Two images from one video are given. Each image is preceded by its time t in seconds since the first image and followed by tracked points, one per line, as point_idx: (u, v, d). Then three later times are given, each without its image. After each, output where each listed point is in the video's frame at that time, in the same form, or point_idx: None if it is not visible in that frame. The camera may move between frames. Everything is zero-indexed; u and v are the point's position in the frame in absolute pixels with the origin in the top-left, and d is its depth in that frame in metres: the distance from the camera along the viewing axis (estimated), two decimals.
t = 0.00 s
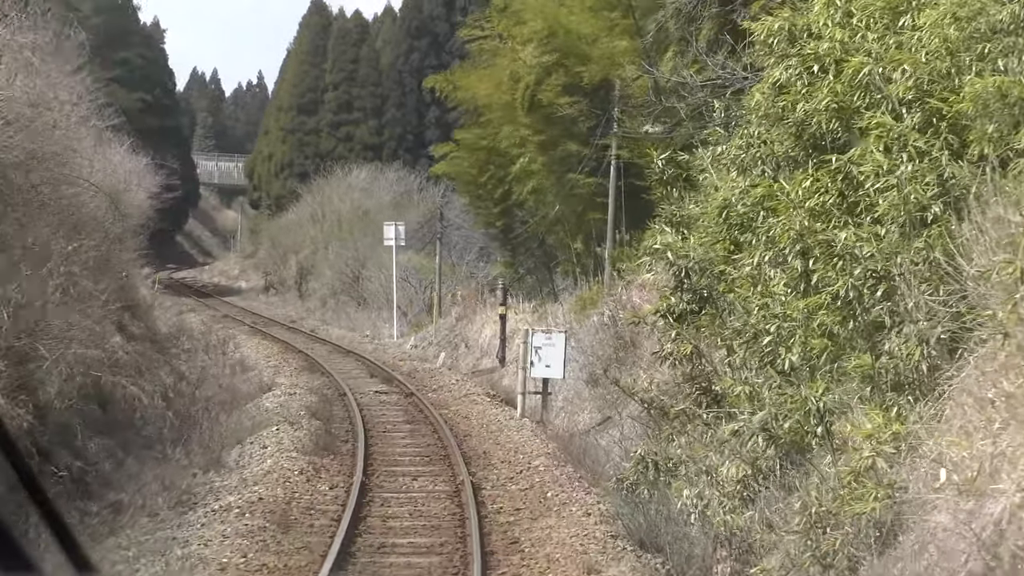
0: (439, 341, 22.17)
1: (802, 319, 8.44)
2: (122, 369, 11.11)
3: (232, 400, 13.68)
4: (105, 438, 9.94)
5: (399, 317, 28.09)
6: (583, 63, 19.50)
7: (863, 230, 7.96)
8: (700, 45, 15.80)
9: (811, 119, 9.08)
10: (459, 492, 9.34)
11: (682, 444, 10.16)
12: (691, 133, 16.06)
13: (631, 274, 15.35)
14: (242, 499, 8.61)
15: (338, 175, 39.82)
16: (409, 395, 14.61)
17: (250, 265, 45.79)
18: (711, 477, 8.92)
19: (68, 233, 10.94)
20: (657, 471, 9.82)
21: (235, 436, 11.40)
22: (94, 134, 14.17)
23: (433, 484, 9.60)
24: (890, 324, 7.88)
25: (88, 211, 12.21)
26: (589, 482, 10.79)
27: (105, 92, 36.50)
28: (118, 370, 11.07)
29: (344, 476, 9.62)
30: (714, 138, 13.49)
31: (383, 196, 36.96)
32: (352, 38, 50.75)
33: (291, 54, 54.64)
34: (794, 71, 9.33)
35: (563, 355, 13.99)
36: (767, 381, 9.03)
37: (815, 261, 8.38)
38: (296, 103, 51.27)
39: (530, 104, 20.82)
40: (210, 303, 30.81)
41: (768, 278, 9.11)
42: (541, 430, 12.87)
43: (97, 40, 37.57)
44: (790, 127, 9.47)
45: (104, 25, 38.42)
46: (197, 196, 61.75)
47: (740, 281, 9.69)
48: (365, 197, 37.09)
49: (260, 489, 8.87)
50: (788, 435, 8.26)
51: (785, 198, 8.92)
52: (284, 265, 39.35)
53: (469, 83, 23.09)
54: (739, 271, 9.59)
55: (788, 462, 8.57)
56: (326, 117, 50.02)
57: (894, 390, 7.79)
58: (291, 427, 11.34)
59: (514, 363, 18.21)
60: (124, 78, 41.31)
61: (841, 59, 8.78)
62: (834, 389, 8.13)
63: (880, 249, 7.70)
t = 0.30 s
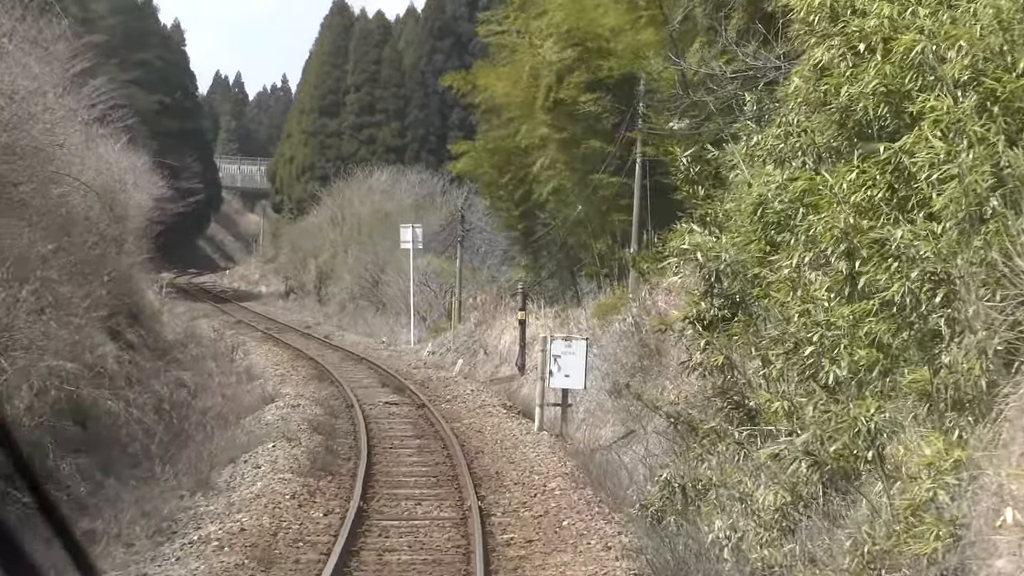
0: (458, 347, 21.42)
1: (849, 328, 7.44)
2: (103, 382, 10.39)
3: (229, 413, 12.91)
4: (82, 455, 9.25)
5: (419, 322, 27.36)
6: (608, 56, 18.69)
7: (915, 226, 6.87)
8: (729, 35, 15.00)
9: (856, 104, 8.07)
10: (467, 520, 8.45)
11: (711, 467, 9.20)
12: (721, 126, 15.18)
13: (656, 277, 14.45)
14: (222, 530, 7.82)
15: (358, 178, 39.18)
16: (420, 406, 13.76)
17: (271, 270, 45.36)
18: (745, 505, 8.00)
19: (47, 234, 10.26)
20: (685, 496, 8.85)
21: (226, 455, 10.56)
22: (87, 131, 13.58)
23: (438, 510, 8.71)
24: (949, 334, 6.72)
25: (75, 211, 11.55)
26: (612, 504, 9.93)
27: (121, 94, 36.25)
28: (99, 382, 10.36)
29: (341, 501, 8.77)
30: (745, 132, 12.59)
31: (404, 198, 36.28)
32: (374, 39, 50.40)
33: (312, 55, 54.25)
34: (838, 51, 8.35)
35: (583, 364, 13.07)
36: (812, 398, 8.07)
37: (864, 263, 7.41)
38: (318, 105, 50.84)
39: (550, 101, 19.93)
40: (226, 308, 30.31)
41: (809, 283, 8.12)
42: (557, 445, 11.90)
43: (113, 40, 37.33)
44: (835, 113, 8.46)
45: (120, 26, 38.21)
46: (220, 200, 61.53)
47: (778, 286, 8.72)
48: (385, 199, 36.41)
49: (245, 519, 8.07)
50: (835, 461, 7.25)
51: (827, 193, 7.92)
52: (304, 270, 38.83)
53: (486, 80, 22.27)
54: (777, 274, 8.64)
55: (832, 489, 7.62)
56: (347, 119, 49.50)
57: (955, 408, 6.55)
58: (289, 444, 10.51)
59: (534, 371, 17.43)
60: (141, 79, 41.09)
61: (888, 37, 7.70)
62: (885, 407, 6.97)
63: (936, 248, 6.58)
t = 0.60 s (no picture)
0: (469, 355, 20.64)
1: (893, 342, 6.51)
2: (73, 397, 9.62)
3: (218, 429, 12.07)
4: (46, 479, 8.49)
5: (430, 329, 26.57)
6: (624, 49, 17.68)
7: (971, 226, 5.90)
8: (754, 27, 14.17)
9: (900, 89, 7.14)
10: (463, 554, 7.59)
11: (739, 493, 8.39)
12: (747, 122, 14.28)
13: (677, 284, 13.54)
14: (186, 568, 6.98)
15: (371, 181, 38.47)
16: (424, 421, 12.90)
17: (284, 275, 44.80)
18: (778, 544, 7.07)
19: (12, 237, 9.49)
20: (709, 528, 7.89)
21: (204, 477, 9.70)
22: (71, 130, 12.90)
23: (432, 542, 7.84)
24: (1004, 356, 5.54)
25: (49, 212, 10.79)
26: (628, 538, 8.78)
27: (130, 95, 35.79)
28: (68, 398, 9.58)
29: (325, 531, 7.94)
30: (771, 128, 11.74)
31: (418, 201, 35.52)
32: (390, 41, 49.89)
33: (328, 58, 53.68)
34: (879, 29, 7.42)
35: (597, 377, 12.19)
36: (857, 422, 7.10)
37: (913, 270, 6.48)
38: (332, 107, 50.30)
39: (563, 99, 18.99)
40: (234, 314, 29.68)
41: (851, 291, 7.15)
42: (567, 465, 10.96)
43: (123, 41, 36.92)
44: (877, 100, 7.48)
45: (130, 26, 37.81)
46: (236, 204, 61.12)
47: (813, 293, 7.77)
48: (399, 202, 35.63)
49: (212, 556, 7.23)
50: (883, 502, 6.22)
51: (866, 191, 6.99)
52: (317, 274, 38.29)
53: (499, 78, 21.43)
54: (810, 281, 7.73)
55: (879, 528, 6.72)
56: (362, 122, 48.90)
57: (1010, 437, 5.31)
58: (275, 465, 9.64)
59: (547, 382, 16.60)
60: (152, 81, 40.67)
61: (938, 13, 6.75)
62: (939, 435, 5.96)
63: (992, 252, 5.53)
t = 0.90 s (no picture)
0: (487, 363, 19.85)
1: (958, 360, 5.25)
2: (45, 414, 8.80)
3: (211, 446, 11.22)
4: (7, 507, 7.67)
5: (449, 335, 25.76)
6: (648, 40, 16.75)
7: None
8: (787, 14, 13.28)
9: (960, 63, 6.06)
10: None
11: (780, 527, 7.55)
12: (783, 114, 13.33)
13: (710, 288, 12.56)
14: None
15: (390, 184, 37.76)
16: (434, 436, 12.02)
17: (303, 279, 44.23)
18: None
19: None
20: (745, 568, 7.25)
21: (182, 506, 8.82)
22: (57, 127, 12.20)
23: None
24: None
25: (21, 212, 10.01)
26: None
27: (146, 96, 35.34)
28: (38, 413, 8.70)
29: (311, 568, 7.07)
30: (808, 120, 10.86)
31: (438, 203, 34.69)
32: (411, 42, 49.28)
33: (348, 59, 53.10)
34: None
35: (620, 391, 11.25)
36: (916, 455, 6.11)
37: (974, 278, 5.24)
38: (352, 110, 49.74)
39: (585, 96, 18.09)
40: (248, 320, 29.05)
41: (908, 302, 6.11)
42: (587, 487, 9.98)
43: (139, 42, 36.49)
44: (934, 78, 6.43)
45: (146, 27, 37.40)
46: (256, 207, 60.67)
47: (865, 301, 6.78)
48: (418, 205, 34.82)
49: None
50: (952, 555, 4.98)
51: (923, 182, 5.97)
52: (335, 279, 37.66)
53: (518, 75, 20.59)
54: (860, 286, 6.74)
55: None
56: (383, 124, 48.32)
57: None
58: (264, 489, 8.79)
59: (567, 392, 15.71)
60: (169, 83, 40.26)
61: None
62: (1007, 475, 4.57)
63: None
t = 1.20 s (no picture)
0: (507, 372, 19.01)
1: None
2: (12, 430, 8.04)
3: (203, 465, 10.40)
4: None
5: (469, 342, 24.95)
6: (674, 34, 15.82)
7: None
8: None
9: None
10: None
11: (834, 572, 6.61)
12: (820, 107, 12.39)
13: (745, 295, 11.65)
14: None
15: (412, 186, 36.99)
16: (444, 454, 11.09)
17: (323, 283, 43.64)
18: None
19: None
20: None
21: (159, 535, 7.95)
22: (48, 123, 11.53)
23: None
24: None
25: None
26: None
27: (164, 96, 34.93)
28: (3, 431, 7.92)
29: None
30: (851, 112, 9.99)
31: (460, 206, 33.89)
32: (434, 43, 48.65)
33: (370, 60, 52.56)
34: None
35: (646, 407, 10.32)
36: (992, 496, 5.10)
37: None
38: (375, 111, 49.15)
39: (611, 91, 17.19)
40: (265, 325, 28.41)
41: (972, 311, 5.03)
42: (608, 514, 9.05)
43: (157, 42, 36.13)
44: (1002, 49, 5.38)
45: (165, 26, 37.05)
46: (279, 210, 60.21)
47: (927, 313, 5.73)
48: (439, 208, 34.06)
49: None
50: None
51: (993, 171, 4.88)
52: (356, 283, 37.02)
53: (539, 70, 19.73)
54: (923, 295, 5.68)
55: None
56: (406, 126, 47.69)
57: None
58: (248, 519, 7.93)
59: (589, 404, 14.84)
60: (188, 83, 39.87)
61: None
62: None
63: None
